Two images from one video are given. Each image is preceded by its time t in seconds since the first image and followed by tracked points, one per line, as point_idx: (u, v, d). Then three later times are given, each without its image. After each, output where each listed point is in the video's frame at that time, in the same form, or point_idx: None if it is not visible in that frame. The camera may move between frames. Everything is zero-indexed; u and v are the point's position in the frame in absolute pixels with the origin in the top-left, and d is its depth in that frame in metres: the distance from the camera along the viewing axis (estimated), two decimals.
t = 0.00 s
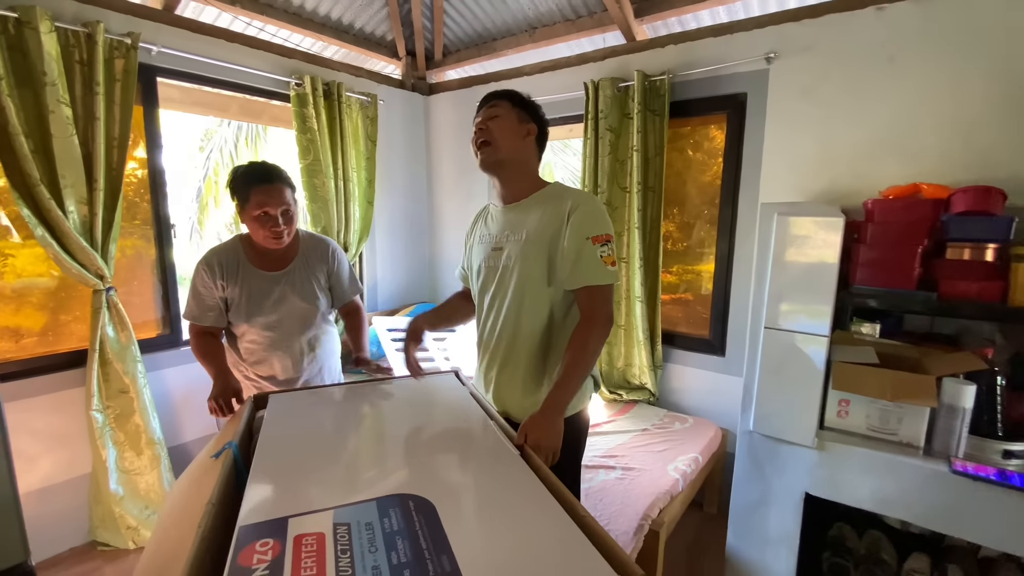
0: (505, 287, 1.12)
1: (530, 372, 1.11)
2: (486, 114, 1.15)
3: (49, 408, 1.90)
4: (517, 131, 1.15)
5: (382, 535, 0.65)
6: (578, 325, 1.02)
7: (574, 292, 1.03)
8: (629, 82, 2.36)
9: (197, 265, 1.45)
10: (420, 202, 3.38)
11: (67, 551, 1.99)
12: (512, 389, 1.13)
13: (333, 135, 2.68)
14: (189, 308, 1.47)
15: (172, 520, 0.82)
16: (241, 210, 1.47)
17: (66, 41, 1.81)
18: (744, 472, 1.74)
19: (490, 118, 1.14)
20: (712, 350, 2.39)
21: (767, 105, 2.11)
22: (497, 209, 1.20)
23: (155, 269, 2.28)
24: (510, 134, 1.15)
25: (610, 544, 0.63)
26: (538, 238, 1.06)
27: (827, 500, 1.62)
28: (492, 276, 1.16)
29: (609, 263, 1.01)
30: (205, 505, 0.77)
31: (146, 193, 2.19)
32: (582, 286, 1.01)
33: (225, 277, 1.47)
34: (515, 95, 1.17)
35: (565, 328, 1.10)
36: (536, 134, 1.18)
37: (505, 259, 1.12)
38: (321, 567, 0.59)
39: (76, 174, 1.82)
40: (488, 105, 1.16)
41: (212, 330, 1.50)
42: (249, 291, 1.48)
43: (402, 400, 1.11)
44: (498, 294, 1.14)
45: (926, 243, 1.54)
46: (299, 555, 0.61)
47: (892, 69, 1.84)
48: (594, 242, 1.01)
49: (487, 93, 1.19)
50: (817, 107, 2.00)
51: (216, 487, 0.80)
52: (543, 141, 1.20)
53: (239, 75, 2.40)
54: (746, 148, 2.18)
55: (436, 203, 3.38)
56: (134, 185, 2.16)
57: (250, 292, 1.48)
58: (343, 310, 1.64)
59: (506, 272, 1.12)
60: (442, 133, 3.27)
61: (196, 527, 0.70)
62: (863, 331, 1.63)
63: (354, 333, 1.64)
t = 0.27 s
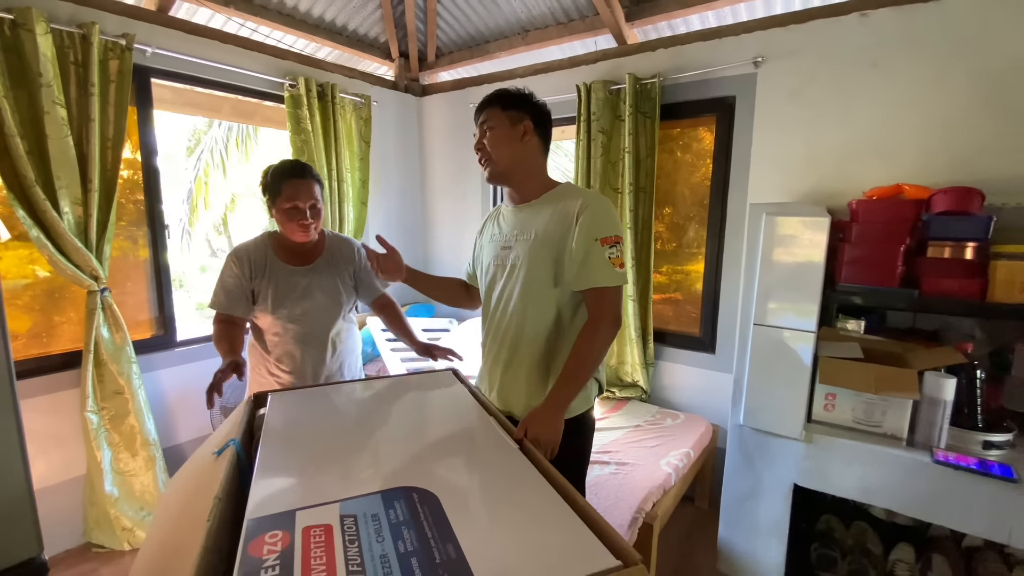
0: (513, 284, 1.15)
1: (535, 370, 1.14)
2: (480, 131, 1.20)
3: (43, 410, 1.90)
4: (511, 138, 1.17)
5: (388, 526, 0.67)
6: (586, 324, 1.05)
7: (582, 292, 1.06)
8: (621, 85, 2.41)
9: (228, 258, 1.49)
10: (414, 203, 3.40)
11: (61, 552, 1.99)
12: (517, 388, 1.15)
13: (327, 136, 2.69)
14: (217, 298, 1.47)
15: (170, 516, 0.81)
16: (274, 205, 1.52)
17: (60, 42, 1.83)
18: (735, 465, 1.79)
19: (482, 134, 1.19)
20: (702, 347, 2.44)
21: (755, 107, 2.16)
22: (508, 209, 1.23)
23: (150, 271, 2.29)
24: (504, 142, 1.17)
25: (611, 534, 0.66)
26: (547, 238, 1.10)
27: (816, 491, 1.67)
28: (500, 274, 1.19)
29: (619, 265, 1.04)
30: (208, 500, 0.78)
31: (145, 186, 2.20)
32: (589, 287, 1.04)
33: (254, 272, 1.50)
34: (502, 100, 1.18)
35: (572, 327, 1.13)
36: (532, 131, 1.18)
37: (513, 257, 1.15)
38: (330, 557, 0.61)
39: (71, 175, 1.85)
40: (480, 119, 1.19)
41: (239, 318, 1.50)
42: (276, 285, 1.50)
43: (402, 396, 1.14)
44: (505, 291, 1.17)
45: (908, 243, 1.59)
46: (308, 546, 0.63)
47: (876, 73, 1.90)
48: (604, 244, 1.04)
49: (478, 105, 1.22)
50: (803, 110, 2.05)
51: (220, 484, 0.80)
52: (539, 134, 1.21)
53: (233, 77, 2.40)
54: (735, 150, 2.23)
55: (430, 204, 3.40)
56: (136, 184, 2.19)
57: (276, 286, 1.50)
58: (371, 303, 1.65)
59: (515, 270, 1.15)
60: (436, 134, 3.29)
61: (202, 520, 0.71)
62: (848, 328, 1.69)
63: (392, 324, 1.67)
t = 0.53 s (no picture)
0: (523, 282, 1.17)
1: (540, 369, 1.16)
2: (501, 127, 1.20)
3: (37, 410, 1.90)
4: (532, 135, 1.18)
5: (391, 516, 0.69)
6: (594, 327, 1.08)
7: (593, 297, 1.09)
8: (614, 87, 2.44)
9: (257, 255, 1.49)
10: (409, 203, 3.41)
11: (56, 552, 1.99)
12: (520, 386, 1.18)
13: (322, 136, 2.70)
14: (248, 293, 1.45)
15: (185, 524, 0.83)
16: (297, 206, 1.53)
17: (57, 41, 1.83)
18: (727, 460, 1.83)
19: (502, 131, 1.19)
20: (694, 346, 2.47)
21: (745, 110, 2.20)
22: (522, 206, 1.25)
23: (146, 271, 2.29)
24: (526, 139, 1.18)
25: (608, 524, 0.68)
26: (562, 240, 1.12)
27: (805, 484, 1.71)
28: (510, 271, 1.21)
29: (632, 274, 1.07)
30: (212, 498, 0.79)
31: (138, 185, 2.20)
32: (600, 292, 1.06)
33: (282, 270, 1.52)
34: (524, 96, 1.18)
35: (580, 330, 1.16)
36: (552, 128, 1.19)
37: (525, 255, 1.17)
38: (335, 547, 0.63)
39: (67, 175, 1.85)
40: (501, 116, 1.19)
41: (267, 312, 1.47)
42: (303, 284, 1.53)
43: (402, 393, 1.16)
44: (515, 288, 1.19)
45: (894, 242, 1.63)
46: (313, 537, 0.65)
47: (863, 77, 1.94)
48: (619, 252, 1.07)
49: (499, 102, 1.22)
50: (792, 113, 2.10)
51: (222, 480, 0.82)
52: (559, 133, 1.22)
53: (229, 77, 2.41)
54: (726, 151, 2.27)
55: (424, 204, 3.42)
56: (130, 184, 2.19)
57: (303, 286, 1.53)
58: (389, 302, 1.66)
59: (525, 268, 1.17)
60: (431, 135, 3.30)
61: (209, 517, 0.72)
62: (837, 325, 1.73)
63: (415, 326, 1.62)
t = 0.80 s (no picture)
0: (532, 287, 1.19)
1: (542, 373, 1.18)
2: (525, 129, 1.19)
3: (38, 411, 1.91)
4: (556, 142, 1.19)
5: (398, 514, 0.71)
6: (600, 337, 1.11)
7: (601, 307, 1.12)
8: (613, 93, 2.47)
9: (275, 254, 1.54)
10: (408, 206, 3.43)
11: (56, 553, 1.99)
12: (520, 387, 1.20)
13: (323, 140, 2.72)
14: (263, 289, 1.48)
15: (183, 516, 0.84)
16: (316, 206, 1.60)
17: (61, 44, 1.85)
18: (724, 461, 1.85)
19: (527, 133, 1.18)
20: (692, 349, 2.50)
21: (742, 116, 2.23)
22: (534, 210, 1.26)
23: (148, 274, 2.30)
24: (550, 146, 1.19)
25: (609, 523, 0.70)
26: (574, 250, 1.14)
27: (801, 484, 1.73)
28: (518, 275, 1.22)
29: (641, 288, 1.10)
30: (219, 493, 0.80)
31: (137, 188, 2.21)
32: (609, 303, 1.09)
33: (298, 269, 1.56)
34: (551, 102, 1.18)
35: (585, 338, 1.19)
36: (575, 138, 1.21)
37: (535, 261, 1.19)
38: (344, 543, 0.64)
39: (70, 176, 1.86)
40: (527, 118, 1.19)
41: (279, 309, 1.50)
42: (317, 284, 1.57)
43: (405, 399, 1.18)
44: (523, 293, 1.20)
45: (888, 247, 1.66)
46: (322, 533, 0.66)
47: (858, 85, 1.98)
48: (631, 266, 1.09)
49: (523, 102, 1.21)
50: (787, 120, 2.13)
51: (229, 474, 0.83)
52: (580, 142, 1.24)
53: (231, 80, 2.43)
54: (723, 157, 2.30)
55: (424, 207, 3.44)
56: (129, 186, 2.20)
57: (317, 286, 1.57)
58: (398, 307, 1.67)
59: (533, 274, 1.19)
60: (431, 139, 3.33)
61: (213, 510, 0.74)
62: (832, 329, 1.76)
63: (416, 330, 1.62)
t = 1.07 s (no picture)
0: (539, 291, 1.18)
1: (551, 372, 1.20)
2: (533, 124, 1.18)
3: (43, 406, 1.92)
4: (562, 142, 1.19)
5: (405, 509, 0.71)
6: (605, 337, 1.12)
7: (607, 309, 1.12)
8: (617, 94, 2.48)
9: (287, 250, 1.56)
10: (412, 205, 3.44)
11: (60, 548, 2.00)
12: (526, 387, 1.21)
13: (328, 138, 2.73)
14: (275, 283, 1.49)
15: (191, 511, 0.85)
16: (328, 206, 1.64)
17: (68, 41, 1.85)
18: (727, 461, 1.86)
19: (534, 128, 1.18)
20: (694, 349, 2.51)
21: (746, 118, 2.24)
22: (537, 210, 1.24)
23: (153, 271, 2.31)
24: (556, 144, 1.18)
25: (615, 519, 0.71)
26: (580, 253, 1.14)
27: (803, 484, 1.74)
28: (523, 278, 1.21)
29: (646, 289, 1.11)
30: (227, 487, 0.81)
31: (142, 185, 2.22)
32: (615, 306, 1.10)
33: (309, 264, 1.57)
34: (562, 102, 1.19)
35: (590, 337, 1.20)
36: (580, 141, 1.22)
37: (541, 265, 1.17)
38: (353, 538, 0.65)
39: (77, 173, 1.87)
40: (535, 114, 1.19)
41: (289, 302, 1.50)
42: (328, 280, 1.58)
43: (411, 397, 1.18)
44: (530, 296, 1.20)
45: (892, 249, 1.67)
46: (331, 528, 0.67)
47: (862, 87, 1.98)
48: (637, 268, 1.10)
49: (533, 100, 1.22)
50: (792, 121, 2.14)
51: (237, 468, 0.83)
52: (584, 146, 1.24)
53: (237, 78, 2.44)
54: (726, 158, 2.31)
55: (427, 206, 3.45)
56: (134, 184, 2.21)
57: (327, 282, 1.58)
58: (403, 305, 1.68)
59: (539, 278, 1.18)
60: (435, 138, 3.34)
61: (222, 504, 0.75)
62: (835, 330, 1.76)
63: (419, 326, 1.64)
